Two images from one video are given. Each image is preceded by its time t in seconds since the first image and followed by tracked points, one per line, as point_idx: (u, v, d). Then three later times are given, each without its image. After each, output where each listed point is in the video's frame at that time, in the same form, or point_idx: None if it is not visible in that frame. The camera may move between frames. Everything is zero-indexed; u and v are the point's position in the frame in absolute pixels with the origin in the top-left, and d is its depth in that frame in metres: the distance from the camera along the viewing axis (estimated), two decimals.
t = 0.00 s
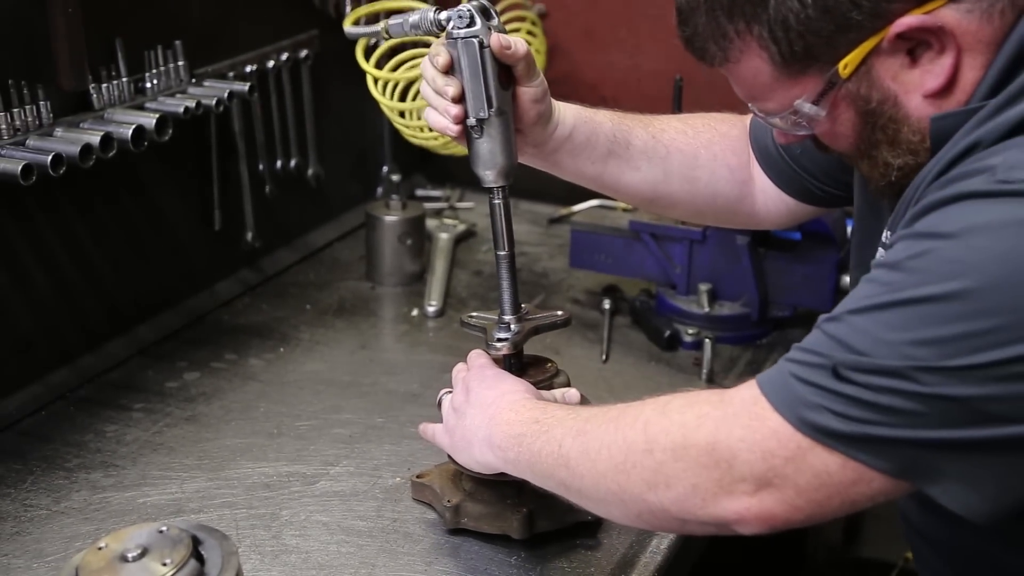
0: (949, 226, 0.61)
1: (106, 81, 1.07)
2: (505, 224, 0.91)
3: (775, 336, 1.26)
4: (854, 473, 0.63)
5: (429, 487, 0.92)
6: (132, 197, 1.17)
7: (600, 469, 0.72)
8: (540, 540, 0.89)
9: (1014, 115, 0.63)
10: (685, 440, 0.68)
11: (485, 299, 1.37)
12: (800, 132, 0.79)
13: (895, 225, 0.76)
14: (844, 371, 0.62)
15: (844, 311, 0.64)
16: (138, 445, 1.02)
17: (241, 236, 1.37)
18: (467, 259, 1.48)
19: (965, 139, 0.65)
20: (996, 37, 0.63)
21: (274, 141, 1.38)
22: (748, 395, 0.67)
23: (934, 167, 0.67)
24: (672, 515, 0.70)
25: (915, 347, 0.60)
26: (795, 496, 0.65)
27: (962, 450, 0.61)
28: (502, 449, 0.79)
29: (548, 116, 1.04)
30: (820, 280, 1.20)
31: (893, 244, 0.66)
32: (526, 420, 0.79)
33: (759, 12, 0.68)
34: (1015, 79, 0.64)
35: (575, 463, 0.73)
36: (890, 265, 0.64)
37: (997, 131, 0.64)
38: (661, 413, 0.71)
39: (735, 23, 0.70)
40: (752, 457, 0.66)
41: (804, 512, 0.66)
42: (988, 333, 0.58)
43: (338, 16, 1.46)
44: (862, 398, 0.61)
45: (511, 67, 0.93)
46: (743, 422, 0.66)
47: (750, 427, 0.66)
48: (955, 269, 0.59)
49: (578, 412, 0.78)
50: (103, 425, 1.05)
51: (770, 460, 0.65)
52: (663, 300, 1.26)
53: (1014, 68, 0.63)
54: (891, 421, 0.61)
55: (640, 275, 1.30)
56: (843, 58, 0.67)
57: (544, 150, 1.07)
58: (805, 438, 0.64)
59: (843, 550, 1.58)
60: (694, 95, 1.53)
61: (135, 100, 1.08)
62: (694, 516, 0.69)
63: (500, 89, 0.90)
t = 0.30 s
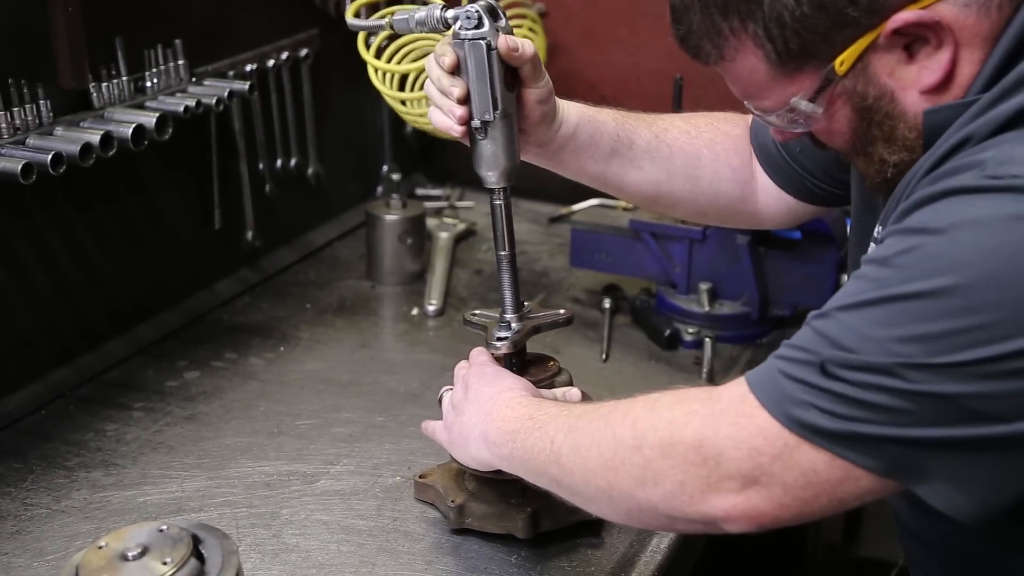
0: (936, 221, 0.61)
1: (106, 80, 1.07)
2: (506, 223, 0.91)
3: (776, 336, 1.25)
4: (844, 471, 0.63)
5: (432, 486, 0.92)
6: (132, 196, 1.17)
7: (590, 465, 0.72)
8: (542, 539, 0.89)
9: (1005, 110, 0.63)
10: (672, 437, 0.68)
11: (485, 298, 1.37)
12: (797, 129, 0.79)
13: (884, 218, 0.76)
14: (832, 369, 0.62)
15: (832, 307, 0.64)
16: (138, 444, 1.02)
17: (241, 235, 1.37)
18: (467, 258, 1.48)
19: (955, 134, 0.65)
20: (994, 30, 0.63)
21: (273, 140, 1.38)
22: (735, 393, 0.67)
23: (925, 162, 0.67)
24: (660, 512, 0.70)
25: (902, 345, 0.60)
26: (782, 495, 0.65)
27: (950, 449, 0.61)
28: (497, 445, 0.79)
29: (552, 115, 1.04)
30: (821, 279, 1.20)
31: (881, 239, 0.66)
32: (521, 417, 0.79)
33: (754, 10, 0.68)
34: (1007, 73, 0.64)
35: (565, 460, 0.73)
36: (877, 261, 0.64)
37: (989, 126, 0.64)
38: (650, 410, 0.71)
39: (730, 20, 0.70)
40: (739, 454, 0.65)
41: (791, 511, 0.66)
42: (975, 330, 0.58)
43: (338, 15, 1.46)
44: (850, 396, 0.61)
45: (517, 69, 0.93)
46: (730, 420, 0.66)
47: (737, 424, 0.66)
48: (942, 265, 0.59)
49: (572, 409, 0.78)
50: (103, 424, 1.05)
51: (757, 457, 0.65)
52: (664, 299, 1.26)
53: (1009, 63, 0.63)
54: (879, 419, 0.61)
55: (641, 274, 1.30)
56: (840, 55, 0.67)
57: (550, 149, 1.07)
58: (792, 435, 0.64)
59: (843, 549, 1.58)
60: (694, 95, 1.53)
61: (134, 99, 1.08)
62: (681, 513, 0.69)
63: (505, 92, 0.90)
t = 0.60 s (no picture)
0: (929, 221, 0.61)
1: (107, 78, 1.06)
2: (506, 221, 0.91)
3: (777, 334, 1.25)
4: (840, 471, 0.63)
5: (434, 484, 0.92)
6: (134, 193, 1.17)
7: (586, 466, 0.72)
8: (544, 538, 0.89)
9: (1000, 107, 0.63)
10: (667, 439, 0.68)
11: (487, 296, 1.36)
12: (793, 125, 0.79)
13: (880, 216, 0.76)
14: (825, 369, 0.62)
15: (826, 307, 0.64)
16: (139, 442, 1.02)
17: (242, 232, 1.36)
18: (469, 256, 1.48)
19: (950, 131, 0.65)
20: (992, 25, 0.64)
21: (274, 138, 1.38)
22: (730, 394, 0.67)
23: (920, 160, 0.67)
24: (655, 514, 0.70)
25: (896, 345, 0.60)
26: (776, 497, 0.65)
27: (944, 450, 0.61)
28: (497, 445, 0.79)
29: (548, 112, 1.04)
30: (822, 278, 1.19)
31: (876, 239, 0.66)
32: (520, 417, 0.79)
33: (751, 6, 0.68)
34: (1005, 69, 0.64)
35: (563, 460, 0.73)
36: (871, 261, 0.64)
37: (982, 124, 0.64)
38: (645, 411, 0.71)
39: (725, 17, 0.69)
40: (733, 456, 0.65)
41: (787, 512, 0.65)
42: (968, 330, 0.58)
43: (339, 13, 1.46)
44: (843, 396, 0.61)
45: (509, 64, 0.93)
46: (725, 421, 0.66)
47: (733, 425, 0.66)
48: (934, 265, 0.59)
49: (570, 409, 0.78)
50: (104, 422, 1.05)
51: (752, 459, 0.65)
52: (664, 297, 1.26)
53: (1009, 55, 0.64)
54: (873, 419, 0.61)
55: (642, 273, 1.30)
56: (837, 50, 0.67)
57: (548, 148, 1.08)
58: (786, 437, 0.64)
59: (844, 548, 1.57)
60: (695, 93, 1.53)
61: (136, 97, 1.08)
62: (676, 515, 0.69)
63: (497, 84, 0.90)
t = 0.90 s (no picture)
0: (909, 206, 0.60)
1: (110, 76, 1.06)
2: (511, 221, 0.91)
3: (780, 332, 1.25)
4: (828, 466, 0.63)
5: (437, 482, 0.92)
6: (137, 191, 1.17)
7: (580, 462, 0.72)
8: (546, 536, 0.89)
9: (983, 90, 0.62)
10: (655, 433, 0.68)
11: (489, 295, 1.37)
12: (782, 108, 0.78)
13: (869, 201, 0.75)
14: (808, 360, 0.61)
15: (811, 297, 0.64)
16: (142, 440, 1.02)
17: (246, 230, 1.37)
18: (471, 255, 1.48)
19: (934, 117, 0.65)
20: (980, 3, 0.63)
21: (278, 137, 1.38)
22: (714, 390, 0.67)
23: (907, 145, 0.67)
24: (648, 509, 0.70)
25: (876, 334, 0.59)
26: (763, 491, 0.65)
27: (924, 444, 0.60)
28: (497, 442, 0.79)
29: (557, 112, 1.04)
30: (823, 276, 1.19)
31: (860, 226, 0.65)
32: (520, 414, 0.79)
33: None
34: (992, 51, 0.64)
35: (557, 456, 0.73)
36: (853, 249, 0.63)
37: (969, 106, 0.63)
38: (634, 406, 0.71)
39: None
40: (718, 450, 0.65)
41: (775, 507, 0.65)
42: (947, 318, 0.57)
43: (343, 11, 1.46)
44: (824, 387, 0.61)
45: (520, 65, 0.92)
46: (710, 415, 0.66)
47: (719, 419, 0.65)
48: (913, 252, 0.58)
49: (568, 406, 0.78)
50: (107, 420, 1.05)
51: (737, 451, 0.64)
52: (668, 297, 1.26)
53: (998, 35, 0.63)
54: (854, 411, 0.60)
55: (645, 271, 1.30)
56: (823, 32, 0.66)
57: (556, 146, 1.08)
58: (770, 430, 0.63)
59: (847, 548, 1.57)
60: (698, 91, 1.53)
61: (139, 95, 1.08)
62: (669, 510, 0.69)
63: (507, 87, 0.90)
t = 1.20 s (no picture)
0: (893, 200, 0.59)
1: (115, 75, 1.07)
2: (512, 218, 0.91)
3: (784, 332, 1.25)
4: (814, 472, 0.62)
5: (440, 482, 0.92)
6: (142, 189, 1.17)
7: (569, 457, 0.72)
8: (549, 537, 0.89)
9: (971, 80, 0.62)
10: (641, 431, 0.67)
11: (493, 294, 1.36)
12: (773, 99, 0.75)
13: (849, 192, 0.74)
14: (791, 359, 0.60)
15: (794, 293, 0.63)
16: (146, 438, 1.02)
17: (251, 228, 1.37)
18: (475, 254, 1.48)
19: (920, 109, 0.64)
20: None
21: (282, 136, 1.37)
22: (694, 392, 0.66)
23: (893, 135, 0.66)
24: (635, 506, 0.69)
25: (859, 332, 0.58)
26: (746, 493, 0.64)
27: (907, 447, 0.59)
28: (494, 430, 0.78)
29: (562, 111, 1.05)
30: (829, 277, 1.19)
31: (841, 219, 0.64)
32: (514, 403, 0.78)
33: None
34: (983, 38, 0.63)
35: (548, 451, 0.73)
36: (835, 244, 0.62)
37: (958, 95, 0.62)
38: (621, 403, 0.70)
39: None
40: (702, 450, 0.64)
41: (761, 508, 0.64)
42: (930, 316, 0.56)
43: (347, 9, 1.46)
44: (808, 387, 0.60)
45: (519, 60, 0.93)
46: (694, 415, 0.65)
47: (706, 416, 0.65)
48: (898, 249, 0.57)
49: (560, 395, 0.77)
50: (112, 418, 1.06)
51: (721, 453, 0.64)
52: (672, 296, 1.26)
53: (988, 23, 0.63)
54: (837, 411, 0.59)
55: (649, 269, 1.30)
56: (811, 19, 0.65)
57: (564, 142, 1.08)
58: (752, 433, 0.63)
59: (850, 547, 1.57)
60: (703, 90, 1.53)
61: (143, 94, 1.08)
62: (654, 507, 0.68)
63: (503, 82, 0.91)
